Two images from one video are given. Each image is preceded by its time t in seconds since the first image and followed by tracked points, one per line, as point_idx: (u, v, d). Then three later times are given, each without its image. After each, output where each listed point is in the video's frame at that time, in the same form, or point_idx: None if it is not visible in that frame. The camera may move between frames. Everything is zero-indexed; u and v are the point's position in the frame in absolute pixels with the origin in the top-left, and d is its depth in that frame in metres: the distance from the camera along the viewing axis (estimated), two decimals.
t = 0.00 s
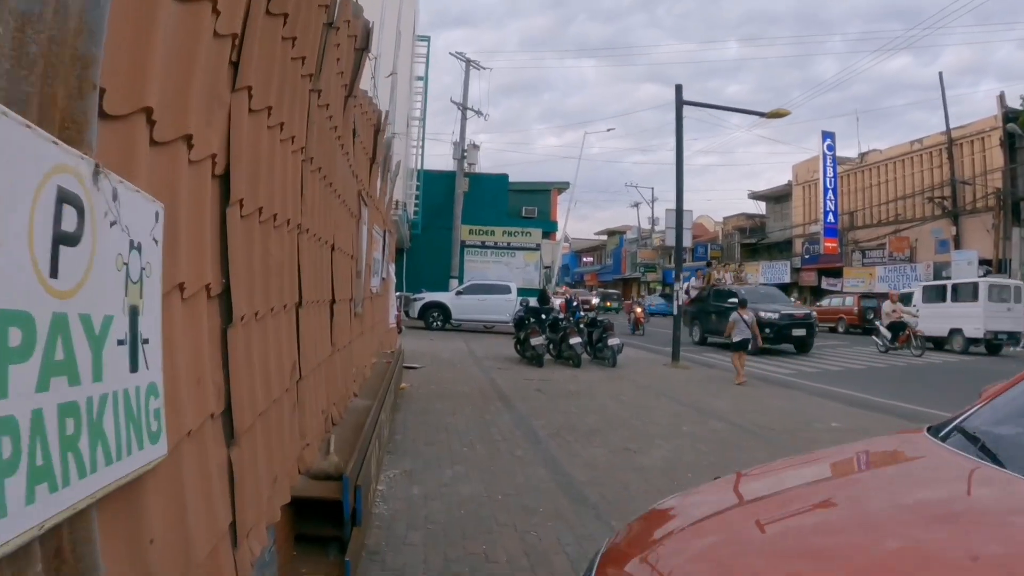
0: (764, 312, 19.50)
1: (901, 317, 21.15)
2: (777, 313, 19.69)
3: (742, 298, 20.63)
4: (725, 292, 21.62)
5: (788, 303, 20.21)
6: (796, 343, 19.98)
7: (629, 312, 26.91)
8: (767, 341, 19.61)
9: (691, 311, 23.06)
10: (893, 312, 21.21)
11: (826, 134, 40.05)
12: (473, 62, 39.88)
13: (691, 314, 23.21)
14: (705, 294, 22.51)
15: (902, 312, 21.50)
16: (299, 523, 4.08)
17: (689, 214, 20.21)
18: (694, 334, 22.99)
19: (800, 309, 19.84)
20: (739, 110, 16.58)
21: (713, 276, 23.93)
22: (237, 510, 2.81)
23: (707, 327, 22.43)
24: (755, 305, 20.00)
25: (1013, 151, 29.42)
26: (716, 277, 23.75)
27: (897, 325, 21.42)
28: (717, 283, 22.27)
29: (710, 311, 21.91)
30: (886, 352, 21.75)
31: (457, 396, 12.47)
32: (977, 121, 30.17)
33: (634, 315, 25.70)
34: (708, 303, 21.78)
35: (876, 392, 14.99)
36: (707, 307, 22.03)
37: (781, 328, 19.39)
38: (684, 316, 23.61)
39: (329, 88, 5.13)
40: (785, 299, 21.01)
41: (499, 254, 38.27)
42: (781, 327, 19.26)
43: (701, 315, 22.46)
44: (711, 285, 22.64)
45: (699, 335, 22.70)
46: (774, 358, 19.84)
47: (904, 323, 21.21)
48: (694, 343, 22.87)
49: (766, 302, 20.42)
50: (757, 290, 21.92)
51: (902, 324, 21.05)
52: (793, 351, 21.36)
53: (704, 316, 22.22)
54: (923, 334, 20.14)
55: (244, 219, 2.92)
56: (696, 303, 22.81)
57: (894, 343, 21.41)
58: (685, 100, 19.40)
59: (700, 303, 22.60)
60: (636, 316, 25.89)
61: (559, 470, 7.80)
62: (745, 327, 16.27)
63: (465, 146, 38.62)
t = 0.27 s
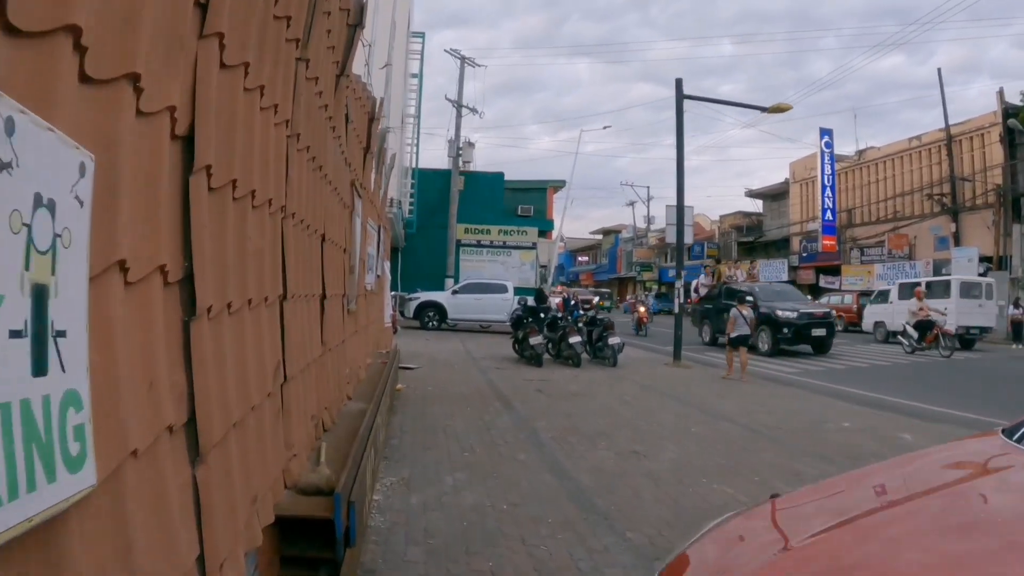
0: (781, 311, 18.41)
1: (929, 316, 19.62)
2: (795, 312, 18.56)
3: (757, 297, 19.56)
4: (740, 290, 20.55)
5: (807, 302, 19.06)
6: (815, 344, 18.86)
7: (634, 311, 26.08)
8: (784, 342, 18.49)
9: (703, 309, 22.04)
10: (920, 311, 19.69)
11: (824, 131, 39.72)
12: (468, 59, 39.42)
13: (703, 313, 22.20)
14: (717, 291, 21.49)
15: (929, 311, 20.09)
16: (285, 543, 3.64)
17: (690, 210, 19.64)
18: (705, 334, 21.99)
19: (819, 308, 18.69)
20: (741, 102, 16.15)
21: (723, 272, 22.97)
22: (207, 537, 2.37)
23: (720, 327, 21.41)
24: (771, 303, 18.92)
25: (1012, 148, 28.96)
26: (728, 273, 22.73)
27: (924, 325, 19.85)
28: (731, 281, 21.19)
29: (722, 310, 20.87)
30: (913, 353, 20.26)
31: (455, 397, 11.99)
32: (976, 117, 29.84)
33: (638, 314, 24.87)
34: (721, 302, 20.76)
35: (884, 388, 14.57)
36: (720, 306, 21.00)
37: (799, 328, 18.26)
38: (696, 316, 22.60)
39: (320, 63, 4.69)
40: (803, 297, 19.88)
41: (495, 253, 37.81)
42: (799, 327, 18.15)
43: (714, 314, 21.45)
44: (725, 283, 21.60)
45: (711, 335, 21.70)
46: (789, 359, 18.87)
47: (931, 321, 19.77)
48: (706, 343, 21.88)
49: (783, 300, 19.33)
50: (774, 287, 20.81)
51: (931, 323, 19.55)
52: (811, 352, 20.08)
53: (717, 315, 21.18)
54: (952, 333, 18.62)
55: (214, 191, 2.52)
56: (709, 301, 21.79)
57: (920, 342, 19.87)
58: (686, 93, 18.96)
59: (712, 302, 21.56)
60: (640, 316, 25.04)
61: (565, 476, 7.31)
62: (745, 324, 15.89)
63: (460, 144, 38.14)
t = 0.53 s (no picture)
0: (799, 314, 17.25)
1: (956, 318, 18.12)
2: (814, 315, 17.38)
3: (773, 299, 18.41)
4: (753, 292, 19.41)
5: (826, 303, 17.89)
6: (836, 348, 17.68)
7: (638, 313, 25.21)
8: (803, 347, 17.33)
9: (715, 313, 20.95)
10: (947, 313, 18.20)
11: (821, 131, 39.37)
12: (462, 59, 39.01)
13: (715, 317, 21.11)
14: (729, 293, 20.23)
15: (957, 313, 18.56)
16: None
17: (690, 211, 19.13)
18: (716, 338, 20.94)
19: (839, 309, 17.51)
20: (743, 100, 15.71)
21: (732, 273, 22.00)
22: None
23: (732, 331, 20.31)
24: (788, 305, 17.77)
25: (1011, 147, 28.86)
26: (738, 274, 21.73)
27: (952, 328, 18.26)
28: (743, 283, 20.06)
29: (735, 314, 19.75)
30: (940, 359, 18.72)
31: (451, 406, 11.51)
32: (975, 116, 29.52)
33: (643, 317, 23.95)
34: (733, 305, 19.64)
35: (891, 385, 14.13)
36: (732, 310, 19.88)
37: (819, 332, 17.09)
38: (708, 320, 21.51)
39: (310, 51, 4.29)
40: (821, 298, 18.72)
41: (489, 254, 37.55)
42: (818, 332, 16.98)
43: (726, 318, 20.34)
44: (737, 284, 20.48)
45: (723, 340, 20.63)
46: (806, 364, 17.79)
47: (959, 324, 18.22)
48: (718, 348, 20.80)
49: (800, 302, 18.17)
50: (790, 288, 19.65)
51: (957, 326, 18.00)
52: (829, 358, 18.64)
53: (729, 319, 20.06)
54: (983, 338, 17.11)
55: (174, 190, 2.13)
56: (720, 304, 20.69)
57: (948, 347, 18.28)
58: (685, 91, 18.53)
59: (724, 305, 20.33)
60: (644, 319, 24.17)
61: (571, 491, 6.83)
62: (738, 327, 15.34)
63: (454, 145, 37.76)
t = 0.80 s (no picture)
0: (810, 314, 16.16)
1: (977, 317, 16.70)
2: (826, 315, 16.28)
3: (781, 298, 17.32)
4: (759, 291, 18.31)
5: (838, 302, 16.79)
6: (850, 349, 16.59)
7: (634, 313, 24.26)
8: (815, 348, 16.23)
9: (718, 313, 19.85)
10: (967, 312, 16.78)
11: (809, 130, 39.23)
12: (448, 56, 38.57)
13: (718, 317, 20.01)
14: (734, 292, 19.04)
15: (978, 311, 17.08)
16: None
17: (682, 208, 18.47)
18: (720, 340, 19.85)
19: (853, 308, 16.43)
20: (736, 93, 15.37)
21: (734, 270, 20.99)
22: None
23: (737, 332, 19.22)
24: (798, 304, 16.67)
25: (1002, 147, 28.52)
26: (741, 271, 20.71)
27: (971, 329, 16.86)
28: (748, 282, 18.96)
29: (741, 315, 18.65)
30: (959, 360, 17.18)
31: (438, 407, 11.08)
32: (965, 115, 29.41)
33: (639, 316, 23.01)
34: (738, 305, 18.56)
35: (886, 383, 13.75)
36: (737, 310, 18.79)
37: (833, 332, 16.00)
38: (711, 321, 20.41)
39: (277, 22, 3.90)
40: (831, 296, 17.64)
41: (476, 253, 36.82)
42: (832, 333, 15.86)
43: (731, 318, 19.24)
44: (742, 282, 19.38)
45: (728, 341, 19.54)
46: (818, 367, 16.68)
47: (981, 324, 16.76)
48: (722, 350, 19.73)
49: (810, 301, 17.09)
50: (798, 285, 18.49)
51: (978, 326, 16.57)
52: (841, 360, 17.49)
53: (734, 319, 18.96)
54: (1006, 339, 15.78)
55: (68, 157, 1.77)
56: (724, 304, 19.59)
57: (968, 348, 16.82)
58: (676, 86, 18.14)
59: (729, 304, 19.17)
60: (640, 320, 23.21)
61: (564, 497, 6.41)
62: (723, 323, 15.30)
63: (441, 143, 37.31)
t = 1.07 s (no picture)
0: (810, 312, 15.08)
1: (985, 316, 15.91)
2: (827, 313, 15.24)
3: (777, 295, 16.23)
4: (754, 288, 17.21)
5: (838, 301, 15.74)
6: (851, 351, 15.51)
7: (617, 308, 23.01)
8: (816, 350, 15.15)
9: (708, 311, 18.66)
10: (974, 311, 15.98)
11: (784, 128, 39.26)
12: (421, 51, 37.98)
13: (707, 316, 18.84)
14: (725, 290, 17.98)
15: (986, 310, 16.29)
16: None
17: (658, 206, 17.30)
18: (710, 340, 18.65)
19: (855, 308, 15.36)
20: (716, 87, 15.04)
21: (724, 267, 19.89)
22: None
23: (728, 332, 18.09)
24: (797, 303, 15.58)
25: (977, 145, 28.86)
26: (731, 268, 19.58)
27: (979, 329, 16.06)
28: (741, 278, 17.84)
29: (734, 313, 17.51)
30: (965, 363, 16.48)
31: (406, 411, 10.56)
32: (941, 114, 29.58)
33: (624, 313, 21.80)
34: (731, 303, 17.42)
35: (866, 381, 13.47)
36: (730, 309, 17.66)
37: (835, 332, 14.93)
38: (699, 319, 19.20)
39: None
40: (829, 295, 16.58)
41: (447, 251, 36.84)
42: (833, 333, 14.84)
43: (722, 317, 18.08)
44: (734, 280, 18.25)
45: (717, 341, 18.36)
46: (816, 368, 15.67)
47: (989, 323, 15.97)
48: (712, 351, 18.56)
49: (809, 299, 16.01)
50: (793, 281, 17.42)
51: (986, 325, 15.78)
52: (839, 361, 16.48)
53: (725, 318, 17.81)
54: (1015, 339, 14.95)
55: None
56: (714, 302, 18.42)
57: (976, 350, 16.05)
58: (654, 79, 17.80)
59: (719, 302, 18.07)
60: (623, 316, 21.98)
61: (540, 509, 5.94)
62: (699, 323, 14.91)
63: (413, 138, 36.71)
